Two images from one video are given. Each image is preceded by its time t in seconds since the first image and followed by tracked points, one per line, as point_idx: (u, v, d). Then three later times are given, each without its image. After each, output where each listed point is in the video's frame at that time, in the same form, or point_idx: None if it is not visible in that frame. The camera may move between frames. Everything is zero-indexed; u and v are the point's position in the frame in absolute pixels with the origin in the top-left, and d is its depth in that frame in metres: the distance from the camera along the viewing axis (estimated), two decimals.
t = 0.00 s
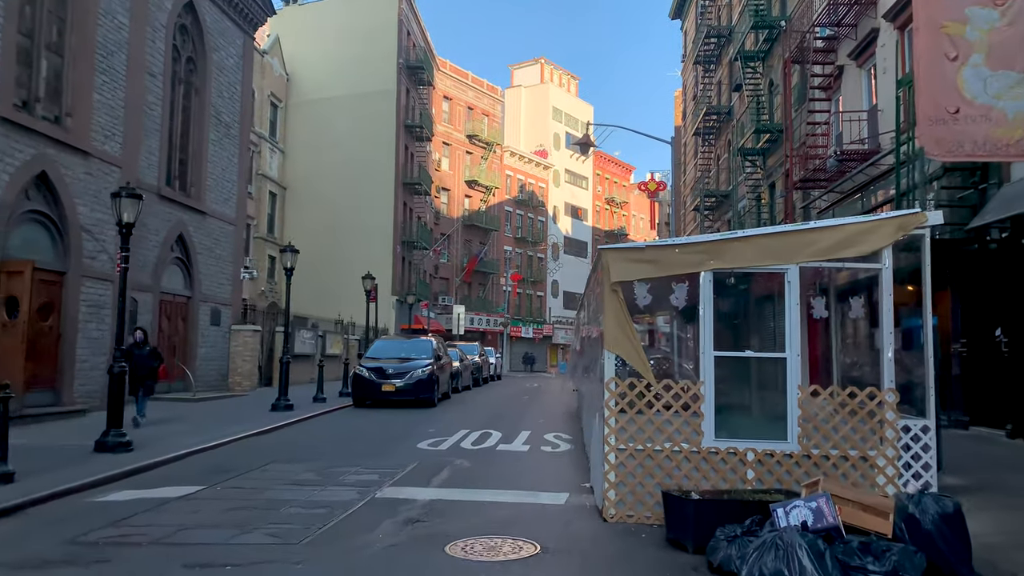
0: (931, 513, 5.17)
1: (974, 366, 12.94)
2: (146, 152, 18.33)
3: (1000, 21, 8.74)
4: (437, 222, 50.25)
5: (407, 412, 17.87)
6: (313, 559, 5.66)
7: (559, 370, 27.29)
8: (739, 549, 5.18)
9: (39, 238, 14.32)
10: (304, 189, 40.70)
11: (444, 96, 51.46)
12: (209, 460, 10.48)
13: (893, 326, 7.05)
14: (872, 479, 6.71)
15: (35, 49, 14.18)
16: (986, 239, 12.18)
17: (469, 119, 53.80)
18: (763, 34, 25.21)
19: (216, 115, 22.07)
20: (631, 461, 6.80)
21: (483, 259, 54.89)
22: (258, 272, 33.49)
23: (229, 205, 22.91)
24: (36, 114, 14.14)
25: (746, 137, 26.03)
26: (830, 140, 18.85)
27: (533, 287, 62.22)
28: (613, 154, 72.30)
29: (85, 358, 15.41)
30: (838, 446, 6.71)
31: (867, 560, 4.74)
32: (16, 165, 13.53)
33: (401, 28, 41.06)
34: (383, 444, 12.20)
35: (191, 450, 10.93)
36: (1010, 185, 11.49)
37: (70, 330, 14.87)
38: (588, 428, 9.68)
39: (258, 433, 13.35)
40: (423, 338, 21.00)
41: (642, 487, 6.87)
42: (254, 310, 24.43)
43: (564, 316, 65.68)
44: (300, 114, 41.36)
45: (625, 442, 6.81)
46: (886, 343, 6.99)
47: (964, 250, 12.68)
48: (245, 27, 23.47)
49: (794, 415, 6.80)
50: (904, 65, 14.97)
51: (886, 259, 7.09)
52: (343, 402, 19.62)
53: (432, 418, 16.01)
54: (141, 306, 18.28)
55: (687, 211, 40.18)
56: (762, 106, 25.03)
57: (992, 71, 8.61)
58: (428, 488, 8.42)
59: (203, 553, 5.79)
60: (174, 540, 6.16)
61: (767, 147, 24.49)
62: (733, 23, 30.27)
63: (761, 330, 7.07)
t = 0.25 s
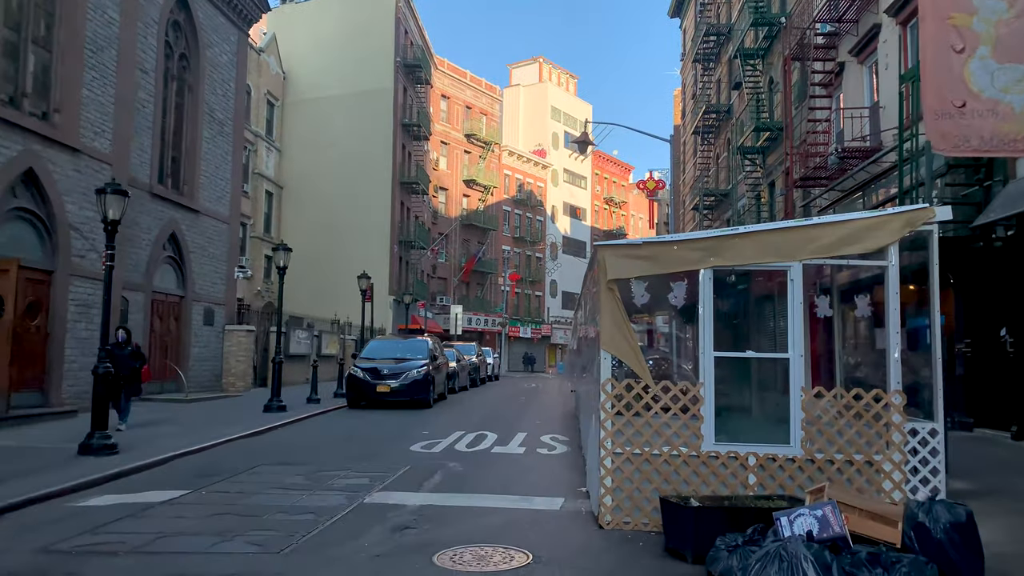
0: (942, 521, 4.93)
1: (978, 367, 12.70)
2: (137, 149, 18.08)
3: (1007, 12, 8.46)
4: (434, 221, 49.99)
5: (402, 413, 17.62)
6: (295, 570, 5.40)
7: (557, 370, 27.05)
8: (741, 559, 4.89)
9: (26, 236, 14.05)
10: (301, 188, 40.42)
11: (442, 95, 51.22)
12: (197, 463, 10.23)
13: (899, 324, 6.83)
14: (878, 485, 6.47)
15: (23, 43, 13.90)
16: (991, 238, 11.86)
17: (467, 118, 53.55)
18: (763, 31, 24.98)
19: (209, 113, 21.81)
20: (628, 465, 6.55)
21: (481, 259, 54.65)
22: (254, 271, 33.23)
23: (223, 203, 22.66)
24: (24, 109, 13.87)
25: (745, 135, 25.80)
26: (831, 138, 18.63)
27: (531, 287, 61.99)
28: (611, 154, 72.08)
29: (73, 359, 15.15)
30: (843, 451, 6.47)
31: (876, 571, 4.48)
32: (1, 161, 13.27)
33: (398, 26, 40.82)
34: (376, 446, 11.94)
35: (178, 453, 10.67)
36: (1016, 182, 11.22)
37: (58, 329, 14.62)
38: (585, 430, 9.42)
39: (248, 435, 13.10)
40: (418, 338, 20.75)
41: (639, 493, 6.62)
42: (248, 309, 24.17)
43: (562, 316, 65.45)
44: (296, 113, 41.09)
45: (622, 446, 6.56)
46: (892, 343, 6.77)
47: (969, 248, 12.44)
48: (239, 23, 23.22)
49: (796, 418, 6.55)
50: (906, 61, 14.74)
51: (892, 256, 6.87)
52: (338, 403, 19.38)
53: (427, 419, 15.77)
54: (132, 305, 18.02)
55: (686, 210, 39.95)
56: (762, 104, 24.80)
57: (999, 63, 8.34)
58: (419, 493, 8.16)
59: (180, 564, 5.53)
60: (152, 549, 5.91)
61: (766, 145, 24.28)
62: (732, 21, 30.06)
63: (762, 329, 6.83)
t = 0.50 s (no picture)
0: (959, 528, 4.69)
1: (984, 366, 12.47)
2: (130, 145, 17.82)
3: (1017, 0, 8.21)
4: (433, 220, 49.74)
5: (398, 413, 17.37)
6: None
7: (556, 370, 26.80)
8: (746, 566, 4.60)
9: (15, 233, 13.80)
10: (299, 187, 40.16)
11: (440, 94, 50.97)
12: (185, 464, 9.98)
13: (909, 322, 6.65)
14: (887, 488, 6.22)
15: (11, 36, 13.63)
16: (998, 234, 11.59)
17: (466, 116, 53.32)
18: (763, 28, 24.75)
19: (204, 109, 21.56)
20: (627, 467, 6.31)
21: (480, 258, 54.41)
22: (251, 270, 32.97)
23: (218, 201, 22.41)
24: (12, 103, 13.60)
25: (746, 133, 25.57)
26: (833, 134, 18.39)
27: (530, 286, 61.74)
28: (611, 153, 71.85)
29: (63, 358, 14.89)
30: (850, 452, 6.22)
31: None
32: None
33: (395, 23, 40.58)
34: (370, 446, 11.69)
35: (166, 454, 10.42)
36: None
37: (47, 327, 14.37)
38: (583, 430, 9.17)
39: (240, 435, 12.85)
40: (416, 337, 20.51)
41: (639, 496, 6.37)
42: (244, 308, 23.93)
43: (561, 316, 65.21)
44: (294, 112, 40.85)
45: (621, 447, 6.32)
46: (902, 341, 6.58)
47: (976, 245, 12.19)
48: (235, 19, 22.98)
49: (802, 418, 6.31)
50: (910, 56, 14.49)
51: (902, 250, 6.68)
52: (334, 403, 19.12)
53: (423, 420, 15.52)
54: (125, 304, 17.76)
55: (686, 209, 39.71)
56: (763, 101, 24.56)
57: (1008, 53, 8.10)
58: (412, 495, 7.92)
59: (157, 571, 5.29)
60: (130, 554, 5.68)
61: (767, 142, 24.05)
62: (732, 19, 29.85)
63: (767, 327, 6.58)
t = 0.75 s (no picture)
0: (981, 537, 4.49)
1: (993, 366, 12.20)
2: (124, 142, 17.56)
3: None
4: (432, 219, 49.45)
5: (395, 414, 17.10)
6: None
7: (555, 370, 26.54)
8: None
9: (5, 229, 13.53)
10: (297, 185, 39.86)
11: (439, 92, 50.69)
12: (174, 466, 9.71)
13: (925, 320, 6.31)
14: (901, 493, 5.95)
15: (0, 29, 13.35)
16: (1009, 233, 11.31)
17: (465, 115, 53.05)
18: (765, 24, 24.47)
19: (199, 105, 21.27)
20: (630, 471, 6.04)
21: (480, 258, 54.13)
22: (248, 269, 32.68)
23: (214, 198, 22.14)
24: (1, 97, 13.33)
25: (748, 131, 25.30)
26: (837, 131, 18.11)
27: (530, 286, 61.44)
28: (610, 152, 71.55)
29: (53, 357, 14.62)
30: (863, 456, 5.95)
31: None
32: None
33: (394, 21, 40.28)
34: (365, 448, 11.41)
35: (155, 456, 10.15)
36: None
37: (37, 326, 14.10)
38: (584, 431, 8.90)
39: (233, 436, 12.57)
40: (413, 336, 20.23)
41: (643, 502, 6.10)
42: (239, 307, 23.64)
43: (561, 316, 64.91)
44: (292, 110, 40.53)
45: (624, 451, 6.05)
46: (917, 339, 6.24)
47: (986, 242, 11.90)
48: (230, 15, 22.70)
49: (813, 421, 6.03)
50: (917, 50, 14.22)
51: (916, 245, 6.36)
52: (330, 403, 18.85)
53: (420, 421, 15.24)
54: (118, 303, 17.48)
55: (687, 208, 39.44)
56: (765, 98, 24.27)
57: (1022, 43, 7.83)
58: (406, 500, 7.65)
59: None
60: (110, 563, 5.42)
61: (769, 140, 23.77)
62: (734, 16, 29.58)
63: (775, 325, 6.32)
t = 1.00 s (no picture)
0: (1008, 549, 4.27)
1: (1002, 366, 11.98)
2: (118, 138, 17.33)
3: None
4: (431, 218, 49.18)
5: (393, 414, 16.87)
6: None
7: (555, 370, 26.31)
8: None
9: None
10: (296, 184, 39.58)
11: (439, 91, 50.44)
12: (164, 470, 9.46)
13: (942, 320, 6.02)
14: (917, 500, 5.71)
15: None
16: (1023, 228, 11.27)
17: (465, 114, 52.81)
18: (768, 21, 24.21)
19: (195, 102, 21.03)
20: (634, 477, 5.80)
21: (479, 257, 53.90)
22: (246, 268, 32.43)
23: (210, 197, 21.89)
24: None
25: (750, 128, 25.05)
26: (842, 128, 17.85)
27: (529, 285, 61.20)
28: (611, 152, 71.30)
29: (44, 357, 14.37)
30: (877, 461, 5.71)
31: None
32: None
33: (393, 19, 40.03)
34: (361, 450, 11.16)
35: (146, 459, 9.91)
36: None
37: (28, 325, 13.86)
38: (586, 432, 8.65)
39: (227, 438, 12.33)
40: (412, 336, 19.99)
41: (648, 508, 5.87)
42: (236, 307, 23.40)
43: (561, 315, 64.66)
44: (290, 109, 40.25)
45: (627, 454, 5.81)
46: (933, 340, 5.95)
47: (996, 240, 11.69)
48: (227, 10, 22.44)
49: (824, 424, 5.78)
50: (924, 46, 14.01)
51: (932, 240, 6.01)
52: (327, 404, 18.62)
53: (418, 422, 15.00)
54: (112, 302, 17.22)
55: (687, 206, 39.20)
56: (767, 95, 24.02)
57: None
58: (402, 504, 7.42)
59: None
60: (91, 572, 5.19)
61: (772, 138, 23.53)
62: (736, 13, 29.34)
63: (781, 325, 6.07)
